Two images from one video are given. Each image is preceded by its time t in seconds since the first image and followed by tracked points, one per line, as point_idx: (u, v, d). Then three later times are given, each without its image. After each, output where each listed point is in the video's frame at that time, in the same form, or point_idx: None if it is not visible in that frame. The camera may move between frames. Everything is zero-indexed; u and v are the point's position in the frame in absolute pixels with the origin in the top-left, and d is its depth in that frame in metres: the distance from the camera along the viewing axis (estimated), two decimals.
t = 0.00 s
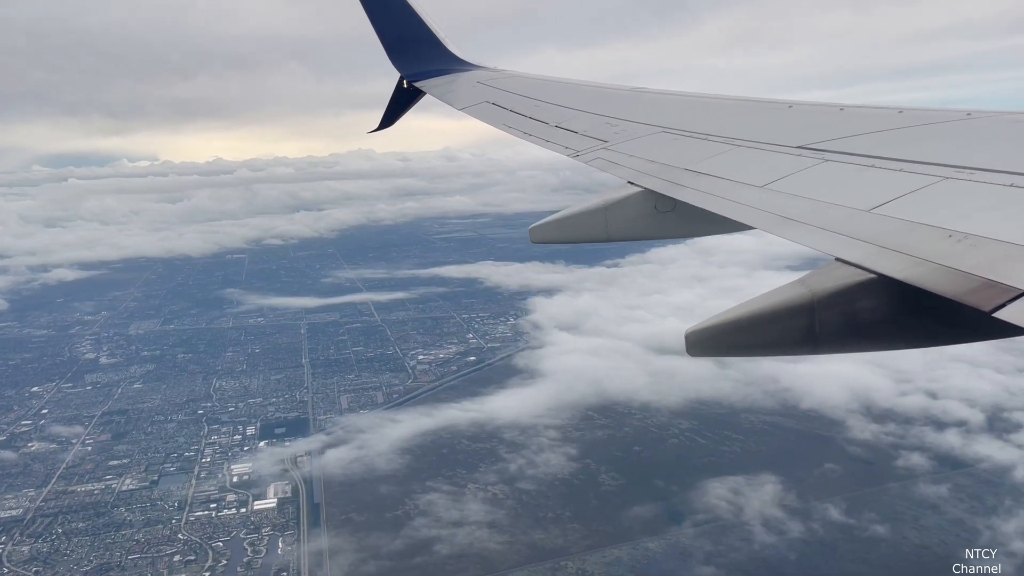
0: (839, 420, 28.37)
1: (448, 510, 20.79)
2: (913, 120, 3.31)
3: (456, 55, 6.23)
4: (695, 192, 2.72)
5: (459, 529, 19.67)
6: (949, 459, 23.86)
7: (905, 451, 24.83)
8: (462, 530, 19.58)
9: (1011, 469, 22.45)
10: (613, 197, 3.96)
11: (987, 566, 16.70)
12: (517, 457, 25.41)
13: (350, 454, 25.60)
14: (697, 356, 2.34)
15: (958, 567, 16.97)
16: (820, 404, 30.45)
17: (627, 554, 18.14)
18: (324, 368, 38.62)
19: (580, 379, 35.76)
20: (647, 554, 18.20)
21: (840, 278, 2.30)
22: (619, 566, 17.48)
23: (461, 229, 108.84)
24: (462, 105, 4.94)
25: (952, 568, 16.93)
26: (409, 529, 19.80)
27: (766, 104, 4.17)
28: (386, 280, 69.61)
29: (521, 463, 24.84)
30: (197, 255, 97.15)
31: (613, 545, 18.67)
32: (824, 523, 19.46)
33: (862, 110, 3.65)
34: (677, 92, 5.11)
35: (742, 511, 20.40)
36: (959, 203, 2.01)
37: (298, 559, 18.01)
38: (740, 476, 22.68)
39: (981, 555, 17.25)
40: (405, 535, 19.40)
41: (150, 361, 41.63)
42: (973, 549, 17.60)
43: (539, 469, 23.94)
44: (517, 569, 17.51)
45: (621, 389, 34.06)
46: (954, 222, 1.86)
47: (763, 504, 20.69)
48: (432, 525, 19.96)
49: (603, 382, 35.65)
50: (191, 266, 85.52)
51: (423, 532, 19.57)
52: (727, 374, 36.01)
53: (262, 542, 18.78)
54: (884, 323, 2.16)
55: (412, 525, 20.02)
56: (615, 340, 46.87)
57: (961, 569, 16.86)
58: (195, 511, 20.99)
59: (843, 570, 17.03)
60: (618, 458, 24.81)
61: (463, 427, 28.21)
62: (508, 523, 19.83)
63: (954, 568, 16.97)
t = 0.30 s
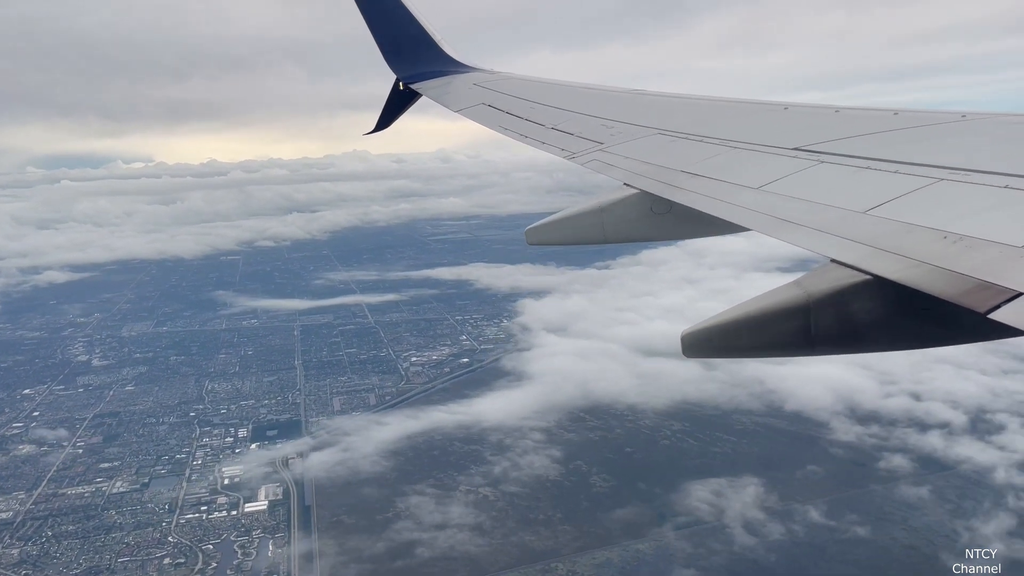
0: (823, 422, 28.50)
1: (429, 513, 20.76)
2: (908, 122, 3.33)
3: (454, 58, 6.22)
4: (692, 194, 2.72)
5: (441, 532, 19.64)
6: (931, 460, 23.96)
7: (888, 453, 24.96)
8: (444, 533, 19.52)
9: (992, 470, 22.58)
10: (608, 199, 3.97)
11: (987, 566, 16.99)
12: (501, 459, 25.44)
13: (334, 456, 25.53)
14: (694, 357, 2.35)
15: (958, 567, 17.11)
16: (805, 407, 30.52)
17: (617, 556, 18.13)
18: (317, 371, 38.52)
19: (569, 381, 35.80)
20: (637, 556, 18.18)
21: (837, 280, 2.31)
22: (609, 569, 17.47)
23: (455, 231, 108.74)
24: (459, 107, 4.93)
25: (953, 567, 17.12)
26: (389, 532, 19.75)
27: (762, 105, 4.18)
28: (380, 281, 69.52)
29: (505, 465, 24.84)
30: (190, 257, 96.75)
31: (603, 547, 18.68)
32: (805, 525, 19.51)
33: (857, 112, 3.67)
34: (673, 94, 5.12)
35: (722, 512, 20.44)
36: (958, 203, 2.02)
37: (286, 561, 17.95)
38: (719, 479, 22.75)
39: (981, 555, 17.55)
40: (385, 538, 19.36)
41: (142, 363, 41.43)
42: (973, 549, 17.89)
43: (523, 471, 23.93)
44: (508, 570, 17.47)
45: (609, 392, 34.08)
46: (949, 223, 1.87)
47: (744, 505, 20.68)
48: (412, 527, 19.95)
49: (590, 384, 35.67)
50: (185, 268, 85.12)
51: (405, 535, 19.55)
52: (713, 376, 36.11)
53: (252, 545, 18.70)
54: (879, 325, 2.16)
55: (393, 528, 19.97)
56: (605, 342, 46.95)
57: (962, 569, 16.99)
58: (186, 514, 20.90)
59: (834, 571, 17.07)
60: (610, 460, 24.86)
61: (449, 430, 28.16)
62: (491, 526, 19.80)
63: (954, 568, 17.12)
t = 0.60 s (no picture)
0: (807, 423, 28.63)
1: (413, 517, 20.71)
2: (904, 125, 3.34)
3: (450, 60, 6.23)
4: (689, 196, 2.72)
5: (424, 535, 19.61)
6: (914, 462, 24.07)
7: (871, 455, 25.01)
8: (426, 536, 19.48)
9: (973, 472, 22.74)
10: (605, 201, 3.97)
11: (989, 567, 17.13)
12: (487, 462, 25.40)
13: (320, 458, 25.44)
14: (690, 359, 2.35)
15: (959, 567, 17.14)
16: (790, 408, 30.55)
17: (608, 557, 18.13)
18: (310, 372, 38.45)
19: (558, 383, 35.78)
20: (629, 557, 18.18)
21: (833, 281, 2.31)
22: (600, 570, 17.47)
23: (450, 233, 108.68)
24: (455, 110, 4.93)
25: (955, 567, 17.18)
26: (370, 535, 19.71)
27: (758, 107, 4.19)
28: (374, 283, 69.43)
29: (489, 467, 24.85)
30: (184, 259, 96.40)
31: (594, 548, 18.68)
32: (786, 527, 19.55)
33: (853, 114, 3.68)
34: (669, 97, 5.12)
35: (704, 515, 20.47)
36: (955, 205, 2.02)
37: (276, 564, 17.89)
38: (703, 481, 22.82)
39: (983, 555, 17.64)
40: (367, 541, 19.30)
41: (135, 366, 41.28)
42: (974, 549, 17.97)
43: (508, 474, 23.94)
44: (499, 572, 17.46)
45: (596, 394, 34.06)
46: (945, 224, 1.88)
47: (727, 508, 20.74)
48: (394, 530, 19.96)
49: (578, 386, 35.63)
50: (178, 270, 84.80)
51: (389, 538, 19.50)
52: (699, 378, 36.17)
53: (243, 547, 18.62)
54: (876, 326, 2.17)
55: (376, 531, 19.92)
56: (595, 344, 46.94)
57: (963, 568, 16.99)
58: (177, 517, 20.82)
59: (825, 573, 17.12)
60: (603, 461, 24.92)
61: (434, 432, 28.09)
62: (474, 529, 19.79)
63: (956, 567, 17.12)
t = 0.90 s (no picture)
0: (793, 425, 28.71)
1: (396, 520, 20.63)
2: (901, 125, 3.35)
3: (448, 62, 6.23)
4: (686, 196, 2.73)
5: (405, 537, 19.57)
6: (897, 464, 24.16)
7: (854, 457, 25.07)
8: (407, 539, 19.43)
9: (955, 473, 22.84)
10: (603, 202, 3.98)
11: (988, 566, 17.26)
12: (471, 464, 25.37)
13: (305, 462, 25.35)
14: (688, 360, 2.36)
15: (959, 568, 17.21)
16: (776, 409, 30.61)
17: (600, 559, 18.13)
18: (304, 374, 38.37)
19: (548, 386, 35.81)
20: (620, 558, 18.18)
21: (830, 282, 2.32)
22: (592, 570, 17.48)
23: (445, 234, 108.64)
24: (453, 111, 4.92)
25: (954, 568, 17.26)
26: (352, 538, 19.63)
27: (755, 109, 4.20)
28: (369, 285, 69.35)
29: (473, 470, 24.84)
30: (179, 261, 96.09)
31: (586, 549, 18.68)
32: (768, 530, 19.58)
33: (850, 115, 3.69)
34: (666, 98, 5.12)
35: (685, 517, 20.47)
36: (952, 206, 2.03)
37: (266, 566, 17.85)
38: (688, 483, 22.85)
39: (982, 555, 17.72)
40: (347, 544, 19.22)
41: (129, 368, 41.13)
42: (973, 549, 18.06)
43: (491, 477, 23.94)
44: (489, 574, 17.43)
45: (584, 396, 34.04)
46: (942, 225, 1.88)
47: (709, 511, 20.77)
48: (376, 532, 19.94)
49: (566, 389, 35.61)
50: (173, 271, 84.50)
51: (371, 541, 19.46)
52: (685, 380, 36.16)
53: (234, 549, 18.56)
54: (874, 327, 2.17)
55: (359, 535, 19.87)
56: (586, 346, 46.93)
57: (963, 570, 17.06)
58: (168, 519, 20.74)
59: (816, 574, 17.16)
60: (595, 462, 24.99)
61: (421, 435, 28.02)
62: (456, 532, 19.75)
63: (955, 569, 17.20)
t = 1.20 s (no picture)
0: (778, 426, 28.75)
1: (378, 523, 20.57)
2: (899, 126, 3.36)
3: (445, 63, 6.23)
4: (685, 197, 2.73)
5: (385, 539, 19.52)
6: (880, 465, 24.20)
7: (838, 459, 25.13)
8: (389, 541, 19.39)
9: (937, 475, 22.91)
10: (600, 203, 3.98)
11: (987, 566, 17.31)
12: (456, 466, 25.35)
13: (289, 464, 25.30)
14: (685, 360, 2.37)
15: (958, 567, 17.28)
16: (764, 411, 30.69)
17: (591, 560, 18.13)
18: (298, 376, 38.32)
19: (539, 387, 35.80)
20: (611, 560, 18.20)
21: (828, 282, 2.32)
22: (584, 571, 17.49)
23: (440, 235, 108.58)
24: (450, 112, 4.91)
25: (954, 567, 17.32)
26: (334, 540, 19.57)
27: (752, 109, 4.21)
28: (364, 286, 69.28)
29: (457, 472, 24.84)
30: (173, 262, 95.74)
31: (578, 551, 18.69)
32: (748, 531, 19.56)
33: (847, 116, 3.70)
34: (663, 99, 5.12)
35: (668, 518, 20.49)
36: (949, 206, 2.03)
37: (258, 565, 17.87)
38: (670, 485, 22.87)
39: (982, 555, 17.75)
40: (331, 547, 19.13)
41: (123, 369, 40.98)
42: (973, 549, 18.12)
43: (475, 479, 23.95)
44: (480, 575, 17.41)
45: (575, 398, 34.03)
46: (937, 225, 1.89)
47: (692, 513, 20.77)
48: (358, 535, 19.91)
49: (558, 391, 35.60)
50: (167, 273, 84.22)
51: (354, 543, 19.40)
52: (672, 382, 36.15)
53: (226, 551, 18.50)
54: (871, 327, 2.18)
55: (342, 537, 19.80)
56: (580, 347, 46.98)
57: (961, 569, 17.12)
58: (161, 521, 20.66)
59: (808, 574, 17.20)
60: (588, 463, 25.05)
61: (412, 437, 27.99)
62: (438, 535, 19.75)
63: (954, 568, 17.26)
